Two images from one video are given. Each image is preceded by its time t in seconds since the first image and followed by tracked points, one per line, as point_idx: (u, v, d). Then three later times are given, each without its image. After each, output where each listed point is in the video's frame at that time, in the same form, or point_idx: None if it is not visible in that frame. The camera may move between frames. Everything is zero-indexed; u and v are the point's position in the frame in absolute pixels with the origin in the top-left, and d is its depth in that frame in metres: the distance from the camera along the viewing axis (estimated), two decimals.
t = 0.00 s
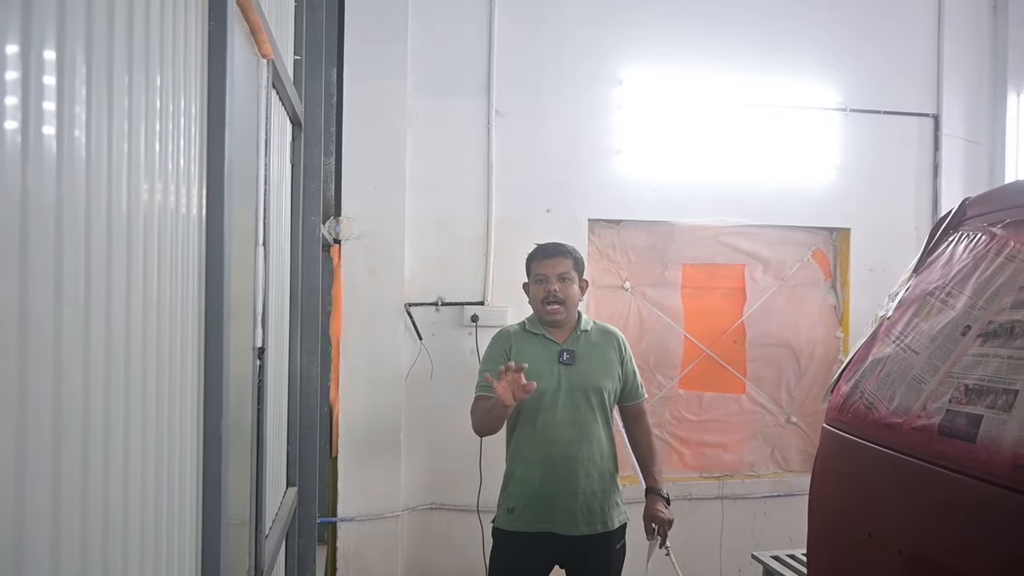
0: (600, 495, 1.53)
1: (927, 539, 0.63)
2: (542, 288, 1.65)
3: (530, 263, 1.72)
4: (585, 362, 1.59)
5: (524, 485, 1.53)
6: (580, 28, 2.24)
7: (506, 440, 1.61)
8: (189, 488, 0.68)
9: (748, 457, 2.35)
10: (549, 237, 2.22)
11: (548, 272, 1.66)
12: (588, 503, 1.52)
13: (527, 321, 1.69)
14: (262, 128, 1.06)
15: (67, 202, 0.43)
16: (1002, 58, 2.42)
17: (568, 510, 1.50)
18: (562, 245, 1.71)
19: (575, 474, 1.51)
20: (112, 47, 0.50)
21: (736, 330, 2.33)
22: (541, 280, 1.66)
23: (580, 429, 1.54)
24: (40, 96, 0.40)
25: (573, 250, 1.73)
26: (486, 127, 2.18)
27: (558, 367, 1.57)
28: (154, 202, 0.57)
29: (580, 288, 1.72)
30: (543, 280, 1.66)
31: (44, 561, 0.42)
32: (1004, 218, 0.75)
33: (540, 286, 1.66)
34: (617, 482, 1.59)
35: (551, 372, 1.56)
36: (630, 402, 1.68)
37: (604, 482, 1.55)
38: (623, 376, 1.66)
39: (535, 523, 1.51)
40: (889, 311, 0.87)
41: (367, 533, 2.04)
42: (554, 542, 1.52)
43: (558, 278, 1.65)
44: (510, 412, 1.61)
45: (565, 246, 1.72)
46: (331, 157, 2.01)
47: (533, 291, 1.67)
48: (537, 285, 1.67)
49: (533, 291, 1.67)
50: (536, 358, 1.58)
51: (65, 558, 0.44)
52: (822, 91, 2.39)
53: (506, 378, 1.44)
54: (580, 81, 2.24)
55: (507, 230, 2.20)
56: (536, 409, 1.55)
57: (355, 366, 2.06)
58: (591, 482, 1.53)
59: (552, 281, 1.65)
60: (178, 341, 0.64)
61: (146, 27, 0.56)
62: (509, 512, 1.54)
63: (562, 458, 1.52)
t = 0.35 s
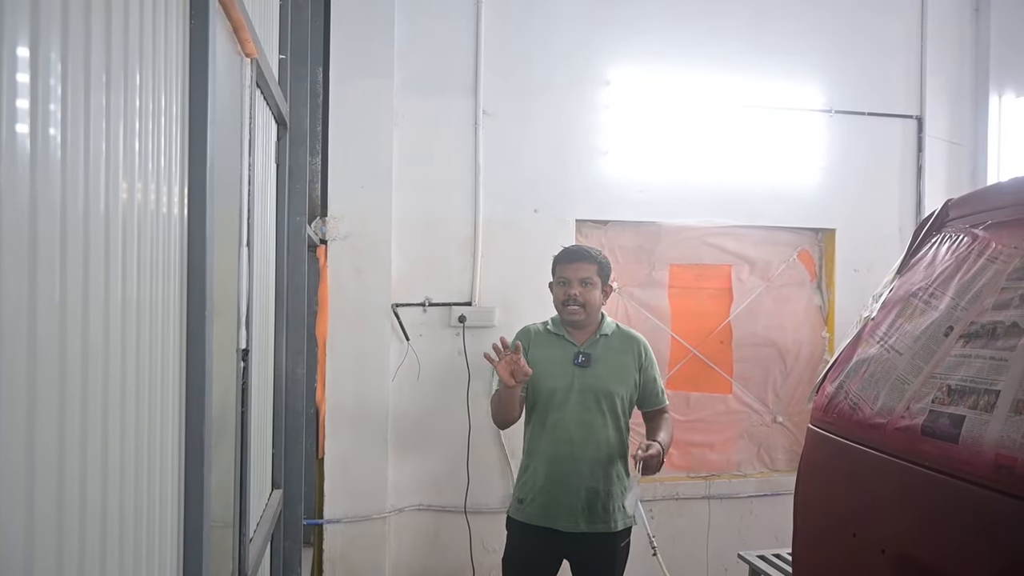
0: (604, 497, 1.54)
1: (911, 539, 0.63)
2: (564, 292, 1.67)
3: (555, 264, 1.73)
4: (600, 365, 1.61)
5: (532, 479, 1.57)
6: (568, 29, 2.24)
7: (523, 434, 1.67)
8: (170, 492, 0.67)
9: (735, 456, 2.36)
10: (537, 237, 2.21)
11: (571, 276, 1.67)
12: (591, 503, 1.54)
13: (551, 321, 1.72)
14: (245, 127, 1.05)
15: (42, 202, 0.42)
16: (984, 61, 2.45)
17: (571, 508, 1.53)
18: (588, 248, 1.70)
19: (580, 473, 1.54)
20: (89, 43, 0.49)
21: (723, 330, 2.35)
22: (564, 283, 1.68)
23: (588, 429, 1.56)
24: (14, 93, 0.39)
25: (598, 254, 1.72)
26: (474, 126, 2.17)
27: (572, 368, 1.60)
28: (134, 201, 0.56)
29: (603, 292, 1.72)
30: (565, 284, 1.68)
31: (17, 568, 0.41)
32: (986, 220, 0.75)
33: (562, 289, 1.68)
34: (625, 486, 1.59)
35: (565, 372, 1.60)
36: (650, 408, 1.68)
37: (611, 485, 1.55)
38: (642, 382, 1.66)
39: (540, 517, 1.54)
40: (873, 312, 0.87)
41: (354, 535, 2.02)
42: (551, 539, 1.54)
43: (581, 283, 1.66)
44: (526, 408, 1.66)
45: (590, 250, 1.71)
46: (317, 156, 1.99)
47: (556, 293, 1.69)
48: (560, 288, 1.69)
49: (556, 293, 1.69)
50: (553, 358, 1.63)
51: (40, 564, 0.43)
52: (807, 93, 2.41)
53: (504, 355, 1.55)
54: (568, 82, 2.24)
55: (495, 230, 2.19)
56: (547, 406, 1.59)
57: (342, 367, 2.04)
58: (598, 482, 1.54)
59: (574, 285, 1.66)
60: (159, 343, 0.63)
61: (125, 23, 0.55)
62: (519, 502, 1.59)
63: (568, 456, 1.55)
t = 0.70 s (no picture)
0: (604, 497, 1.53)
1: (911, 540, 0.63)
2: (570, 296, 1.66)
3: (563, 266, 1.72)
4: (605, 364, 1.61)
5: (533, 475, 1.58)
6: (566, 29, 2.23)
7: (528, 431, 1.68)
8: (166, 492, 0.66)
9: (733, 457, 2.36)
10: (535, 237, 2.21)
11: (578, 280, 1.65)
12: (591, 502, 1.53)
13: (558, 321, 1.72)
14: (242, 126, 1.04)
15: (36, 203, 0.42)
16: (981, 62, 2.46)
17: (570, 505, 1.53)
18: (597, 251, 1.68)
19: (580, 470, 1.54)
20: (84, 42, 0.48)
21: (721, 330, 2.35)
22: (571, 287, 1.67)
23: (590, 428, 1.56)
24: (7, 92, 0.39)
25: (609, 256, 1.69)
26: (471, 126, 2.17)
27: (577, 367, 1.61)
28: (130, 199, 0.56)
29: (611, 294, 1.71)
30: (571, 288, 1.67)
31: (11, 570, 0.40)
32: (984, 220, 0.75)
33: (569, 292, 1.67)
34: (626, 488, 1.57)
35: (569, 371, 1.61)
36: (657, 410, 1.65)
37: (612, 485, 1.54)
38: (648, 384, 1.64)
39: (539, 513, 1.56)
40: (872, 312, 0.87)
41: (351, 535, 2.02)
42: (550, 536, 1.55)
43: (588, 287, 1.65)
44: (530, 405, 1.68)
45: (600, 252, 1.68)
46: (314, 156, 1.99)
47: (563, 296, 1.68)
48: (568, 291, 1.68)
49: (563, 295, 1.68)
50: (558, 356, 1.63)
51: (35, 565, 0.43)
52: (805, 93, 2.42)
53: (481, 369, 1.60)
54: (565, 82, 2.23)
55: (493, 231, 2.19)
56: (550, 403, 1.60)
57: (339, 367, 2.03)
58: (599, 482, 1.54)
59: (580, 290, 1.65)
60: (155, 343, 0.62)
61: (120, 21, 0.54)
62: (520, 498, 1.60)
63: (569, 453, 1.55)
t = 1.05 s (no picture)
0: (596, 495, 1.52)
1: (912, 539, 0.63)
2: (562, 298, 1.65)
3: (555, 266, 1.69)
4: (597, 361, 1.61)
5: (525, 472, 1.58)
6: (566, 28, 2.23)
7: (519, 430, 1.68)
8: (167, 490, 0.66)
9: (733, 456, 2.36)
10: (536, 237, 2.21)
11: (571, 282, 1.64)
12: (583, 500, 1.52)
13: (549, 320, 1.72)
14: (243, 126, 1.04)
15: (36, 201, 0.42)
16: (982, 62, 2.46)
17: (561, 502, 1.52)
18: (590, 252, 1.65)
19: (572, 467, 1.54)
20: (84, 41, 0.48)
21: (721, 330, 2.35)
22: (563, 289, 1.65)
23: (582, 425, 1.56)
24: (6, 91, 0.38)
25: (603, 257, 1.68)
26: (471, 126, 2.16)
27: (569, 364, 1.61)
28: (130, 198, 0.56)
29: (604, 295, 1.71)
30: (563, 291, 1.65)
31: (11, 570, 0.40)
32: (987, 219, 0.75)
33: (562, 294, 1.66)
34: (617, 485, 1.57)
35: (561, 368, 1.61)
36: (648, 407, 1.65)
37: (602, 482, 1.54)
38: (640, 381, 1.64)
39: (533, 510, 1.55)
40: (874, 311, 0.87)
41: (352, 535, 2.02)
42: (547, 535, 1.55)
43: (580, 289, 1.63)
44: (522, 403, 1.67)
45: (593, 253, 1.66)
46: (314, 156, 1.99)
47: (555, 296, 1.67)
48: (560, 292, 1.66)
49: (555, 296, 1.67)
50: (550, 354, 1.63)
51: (34, 564, 0.42)
52: (805, 93, 2.41)
53: (487, 361, 1.58)
54: (566, 81, 2.23)
55: (493, 230, 2.18)
56: (542, 401, 1.60)
57: (339, 367, 2.03)
58: (590, 480, 1.53)
59: (572, 292, 1.63)
60: (155, 342, 0.62)
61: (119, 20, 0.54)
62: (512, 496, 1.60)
63: (562, 450, 1.55)
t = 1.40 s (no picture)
0: (578, 494, 1.52)
1: (903, 537, 0.63)
2: (540, 296, 1.65)
3: (533, 264, 1.69)
4: (576, 359, 1.61)
5: (505, 473, 1.58)
6: (559, 28, 2.23)
7: (501, 430, 1.67)
8: (153, 492, 0.65)
9: (724, 455, 2.37)
10: (528, 236, 2.21)
11: (548, 279, 1.64)
12: (565, 499, 1.51)
13: (529, 319, 1.72)
14: (232, 123, 1.03)
15: (16, 199, 0.41)
16: (972, 63, 2.48)
17: (543, 501, 1.52)
18: (565, 248, 1.65)
19: (552, 466, 1.53)
20: (66, 35, 0.47)
21: (713, 329, 2.35)
22: (541, 286, 1.65)
23: (562, 423, 1.56)
24: None
25: (579, 253, 1.68)
26: (463, 125, 2.16)
27: (549, 363, 1.61)
28: (116, 195, 0.55)
29: (582, 290, 1.70)
30: (542, 288, 1.65)
31: None
32: (978, 218, 0.75)
33: (540, 291, 1.66)
34: (599, 483, 1.56)
35: (541, 366, 1.61)
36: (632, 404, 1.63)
37: (585, 481, 1.53)
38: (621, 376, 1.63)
39: (515, 510, 1.55)
40: (865, 310, 0.87)
41: (343, 535, 2.00)
42: (532, 535, 1.54)
43: (558, 286, 1.63)
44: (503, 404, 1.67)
45: (569, 249, 1.66)
46: (305, 155, 1.97)
47: (534, 294, 1.67)
48: (539, 291, 1.66)
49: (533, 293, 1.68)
50: (529, 353, 1.63)
51: (14, 567, 0.41)
52: (797, 93, 2.43)
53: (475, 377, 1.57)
54: (558, 81, 2.23)
55: (485, 229, 2.18)
56: (522, 400, 1.60)
57: (331, 366, 2.02)
58: (572, 478, 1.52)
59: (550, 291, 1.63)
60: (142, 341, 0.61)
61: (104, 14, 0.53)
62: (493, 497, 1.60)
63: (542, 449, 1.55)
